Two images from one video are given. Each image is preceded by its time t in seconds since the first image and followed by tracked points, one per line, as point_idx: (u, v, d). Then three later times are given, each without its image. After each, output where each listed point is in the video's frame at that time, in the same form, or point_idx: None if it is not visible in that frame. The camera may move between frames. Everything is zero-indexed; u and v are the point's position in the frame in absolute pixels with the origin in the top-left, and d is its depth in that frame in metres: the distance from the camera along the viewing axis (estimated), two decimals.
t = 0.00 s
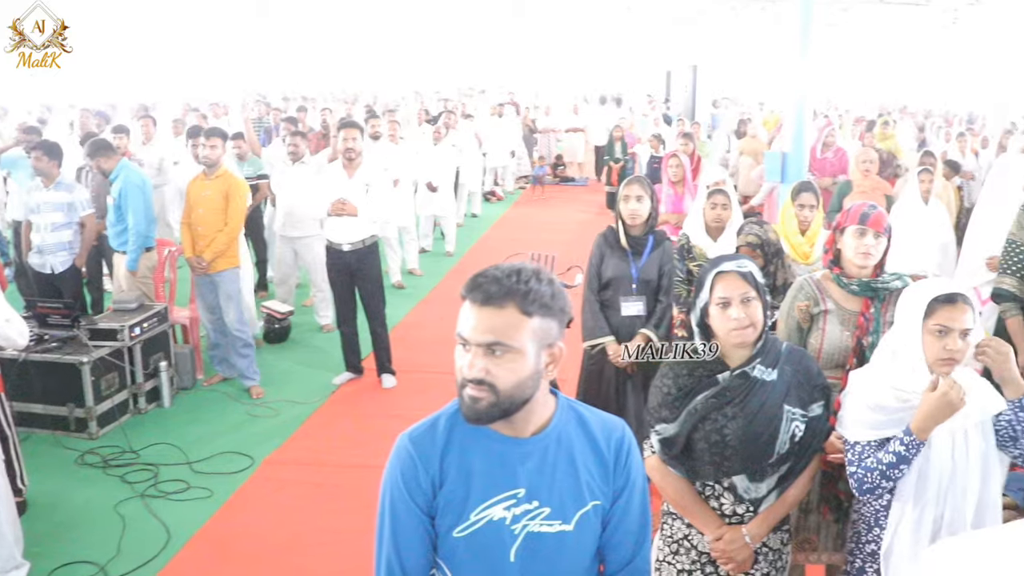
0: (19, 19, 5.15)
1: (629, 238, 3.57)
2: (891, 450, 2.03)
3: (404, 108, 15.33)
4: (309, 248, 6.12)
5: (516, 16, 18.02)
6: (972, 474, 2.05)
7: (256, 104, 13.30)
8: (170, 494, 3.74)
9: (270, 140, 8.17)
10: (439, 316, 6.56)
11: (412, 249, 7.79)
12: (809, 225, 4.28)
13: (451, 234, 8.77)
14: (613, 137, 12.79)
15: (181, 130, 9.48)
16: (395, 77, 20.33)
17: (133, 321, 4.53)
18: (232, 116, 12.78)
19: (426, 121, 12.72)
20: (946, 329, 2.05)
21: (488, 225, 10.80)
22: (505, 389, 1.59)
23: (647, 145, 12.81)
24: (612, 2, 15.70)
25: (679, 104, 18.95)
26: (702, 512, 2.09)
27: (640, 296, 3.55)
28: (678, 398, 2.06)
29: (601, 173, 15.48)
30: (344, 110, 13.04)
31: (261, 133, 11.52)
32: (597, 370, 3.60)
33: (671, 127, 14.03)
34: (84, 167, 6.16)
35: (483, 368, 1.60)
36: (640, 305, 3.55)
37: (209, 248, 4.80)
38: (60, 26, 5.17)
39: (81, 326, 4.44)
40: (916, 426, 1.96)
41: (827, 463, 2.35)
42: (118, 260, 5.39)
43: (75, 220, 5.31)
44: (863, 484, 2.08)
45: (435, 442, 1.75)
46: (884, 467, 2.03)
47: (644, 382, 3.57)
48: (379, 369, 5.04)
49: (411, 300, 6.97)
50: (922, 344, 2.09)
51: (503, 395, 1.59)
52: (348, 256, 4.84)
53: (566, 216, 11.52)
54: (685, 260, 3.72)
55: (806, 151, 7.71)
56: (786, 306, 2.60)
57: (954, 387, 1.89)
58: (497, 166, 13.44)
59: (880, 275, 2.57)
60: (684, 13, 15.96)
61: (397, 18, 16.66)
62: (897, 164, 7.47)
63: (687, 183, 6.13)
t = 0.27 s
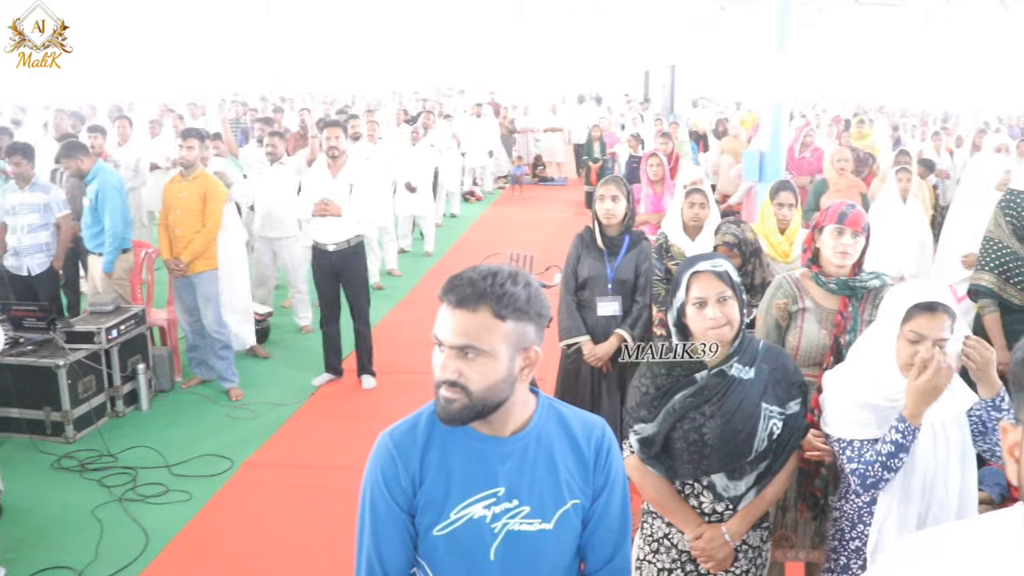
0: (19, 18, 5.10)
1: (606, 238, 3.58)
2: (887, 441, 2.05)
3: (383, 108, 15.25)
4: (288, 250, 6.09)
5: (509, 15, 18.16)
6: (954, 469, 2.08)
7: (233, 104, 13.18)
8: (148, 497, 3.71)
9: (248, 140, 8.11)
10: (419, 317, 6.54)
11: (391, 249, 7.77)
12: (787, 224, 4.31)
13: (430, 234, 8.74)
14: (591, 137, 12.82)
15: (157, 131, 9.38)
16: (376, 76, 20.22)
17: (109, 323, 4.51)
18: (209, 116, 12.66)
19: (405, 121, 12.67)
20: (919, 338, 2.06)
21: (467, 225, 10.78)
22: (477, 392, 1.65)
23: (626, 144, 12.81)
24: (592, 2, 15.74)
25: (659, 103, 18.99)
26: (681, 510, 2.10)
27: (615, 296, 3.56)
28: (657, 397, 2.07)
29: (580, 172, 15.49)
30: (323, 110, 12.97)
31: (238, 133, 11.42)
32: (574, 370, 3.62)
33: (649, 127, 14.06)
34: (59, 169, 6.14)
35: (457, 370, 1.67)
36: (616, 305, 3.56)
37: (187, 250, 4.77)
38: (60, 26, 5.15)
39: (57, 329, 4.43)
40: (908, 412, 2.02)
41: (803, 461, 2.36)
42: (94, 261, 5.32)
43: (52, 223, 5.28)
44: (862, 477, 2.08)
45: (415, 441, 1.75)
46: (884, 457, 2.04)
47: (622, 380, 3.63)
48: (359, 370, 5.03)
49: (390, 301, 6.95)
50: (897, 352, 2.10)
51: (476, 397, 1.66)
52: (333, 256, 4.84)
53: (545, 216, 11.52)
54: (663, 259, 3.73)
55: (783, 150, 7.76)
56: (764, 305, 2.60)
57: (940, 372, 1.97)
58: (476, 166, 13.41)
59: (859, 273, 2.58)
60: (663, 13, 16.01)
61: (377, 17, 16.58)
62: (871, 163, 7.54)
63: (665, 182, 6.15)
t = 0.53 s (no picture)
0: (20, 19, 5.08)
1: (591, 238, 3.58)
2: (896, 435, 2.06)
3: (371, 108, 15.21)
4: (276, 250, 6.06)
5: (504, 15, 18.21)
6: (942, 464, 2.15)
7: (219, 104, 13.11)
8: (135, 500, 3.70)
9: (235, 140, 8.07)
10: (407, 317, 6.54)
11: (378, 250, 7.75)
12: (775, 223, 4.32)
13: (418, 235, 8.72)
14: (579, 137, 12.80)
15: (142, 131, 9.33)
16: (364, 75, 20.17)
17: (96, 324, 4.49)
18: (195, 116, 12.59)
19: (391, 121, 12.64)
20: (905, 345, 2.06)
21: (454, 225, 10.76)
22: (465, 394, 1.66)
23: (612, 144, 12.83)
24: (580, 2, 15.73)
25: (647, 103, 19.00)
26: (668, 509, 2.10)
27: (603, 296, 3.57)
28: (644, 397, 2.08)
29: (567, 172, 15.50)
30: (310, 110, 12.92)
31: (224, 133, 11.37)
32: (562, 369, 3.64)
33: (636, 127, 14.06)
34: (42, 170, 6.11)
35: (443, 372, 1.67)
36: (604, 305, 3.56)
37: (173, 251, 4.74)
38: (60, 27, 5.11)
39: (43, 330, 4.41)
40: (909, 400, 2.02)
41: (790, 459, 2.38)
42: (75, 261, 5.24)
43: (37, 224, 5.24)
44: (877, 476, 2.06)
45: (403, 442, 1.74)
46: (896, 452, 2.05)
47: (610, 379, 3.64)
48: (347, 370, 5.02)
49: (378, 302, 6.94)
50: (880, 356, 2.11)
51: (463, 399, 1.66)
52: (326, 255, 4.81)
53: (532, 216, 11.49)
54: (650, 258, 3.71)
55: (769, 150, 7.76)
56: (751, 303, 2.61)
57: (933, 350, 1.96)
58: (462, 166, 13.35)
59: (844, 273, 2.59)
60: (651, 13, 16.02)
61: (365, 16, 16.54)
62: (856, 163, 7.55)
63: (654, 181, 6.15)
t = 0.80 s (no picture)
0: (20, 19, 5.14)
1: (573, 238, 3.58)
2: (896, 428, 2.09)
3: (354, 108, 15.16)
4: (258, 252, 6.05)
5: (490, 15, 18.22)
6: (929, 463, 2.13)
7: (201, 105, 13.02)
8: (117, 503, 3.68)
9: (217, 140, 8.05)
10: (390, 318, 6.53)
11: (361, 251, 7.73)
12: (756, 223, 4.35)
13: (401, 235, 8.70)
14: (561, 137, 12.76)
15: (122, 132, 9.27)
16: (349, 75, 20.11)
17: (76, 326, 4.46)
18: (177, 116, 12.51)
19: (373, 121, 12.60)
20: (881, 346, 2.10)
21: (438, 226, 10.73)
22: (449, 396, 1.66)
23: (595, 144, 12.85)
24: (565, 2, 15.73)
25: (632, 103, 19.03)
26: (652, 508, 2.11)
27: (587, 295, 3.58)
28: (627, 396, 2.08)
29: (550, 173, 15.50)
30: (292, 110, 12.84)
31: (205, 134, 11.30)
32: (546, 370, 3.64)
33: (618, 127, 14.07)
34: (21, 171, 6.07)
35: (426, 374, 1.67)
36: (588, 304, 3.57)
37: (154, 253, 4.72)
38: (61, 26, 5.19)
39: (22, 333, 4.38)
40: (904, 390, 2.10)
41: (773, 458, 2.39)
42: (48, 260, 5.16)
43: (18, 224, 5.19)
44: (880, 468, 2.06)
45: (387, 442, 1.74)
46: (898, 443, 2.07)
47: (595, 377, 3.66)
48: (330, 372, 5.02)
49: (361, 303, 6.92)
50: (858, 357, 2.14)
51: (446, 401, 1.66)
52: (313, 256, 4.82)
53: (515, 217, 11.43)
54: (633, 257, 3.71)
55: (750, 149, 7.77)
56: (731, 303, 2.62)
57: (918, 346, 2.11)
58: (444, 166, 13.23)
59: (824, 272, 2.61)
60: (636, 14, 16.03)
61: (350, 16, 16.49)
62: (837, 162, 7.54)
63: (638, 181, 6.15)
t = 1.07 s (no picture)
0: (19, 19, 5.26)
1: (550, 237, 3.61)
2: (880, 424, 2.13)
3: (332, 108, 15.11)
4: (236, 253, 6.02)
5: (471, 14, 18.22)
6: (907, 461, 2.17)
7: (177, 105, 12.94)
8: (92, 507, 3.65)
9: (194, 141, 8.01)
10: (368, 319, 6.51)
11: (338, 251, 7.71)
12: (732, 223, 4.37)
13: (379, 236, 8.68)
14: (539, 137, 12.76)
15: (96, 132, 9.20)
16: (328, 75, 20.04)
17: (51, 329, 4.42)
18: (152, 116, 12.43)
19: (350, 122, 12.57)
20: (855, 341, 2.11)
21: (416, 226, 10.71)
22: (426, 398, 1.65)
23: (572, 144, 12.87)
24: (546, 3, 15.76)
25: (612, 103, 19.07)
26: (630, 507, 2.11)
27: (564, 295, 3.60)
28: (604, 396, 2.09)
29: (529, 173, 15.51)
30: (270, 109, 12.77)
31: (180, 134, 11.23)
32: (524, 370, 3.63)
33: (596, 126, 14.10)
34: None
35: (404, 376, 1.66)
36: (565, 304, 3.58)
37: (129, 254, 4.68)
38: (61, 27, 5.33)
39: None
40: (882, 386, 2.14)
41: (751, 457, 2.40)
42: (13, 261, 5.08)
43: None
44: (866, 464, 2.10)
45: (364, 444, 1.73)
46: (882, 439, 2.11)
47: (573, 378, 3.65)
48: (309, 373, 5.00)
49: (339, 304, 6.90)
50: (835, 354, 2.15)
51: (424, 402, 1.65)
52: (292, 258, 4.81)
53: (493, 217, 11.41)
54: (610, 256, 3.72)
55: (726, 148, 7.81)
56: (707, 303, 2.63)
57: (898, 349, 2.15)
58: (421, 166, 13.21)
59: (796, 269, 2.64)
60: (614, 16, 16.05)
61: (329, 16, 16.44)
62: (812, 159, 7.56)
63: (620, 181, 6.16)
